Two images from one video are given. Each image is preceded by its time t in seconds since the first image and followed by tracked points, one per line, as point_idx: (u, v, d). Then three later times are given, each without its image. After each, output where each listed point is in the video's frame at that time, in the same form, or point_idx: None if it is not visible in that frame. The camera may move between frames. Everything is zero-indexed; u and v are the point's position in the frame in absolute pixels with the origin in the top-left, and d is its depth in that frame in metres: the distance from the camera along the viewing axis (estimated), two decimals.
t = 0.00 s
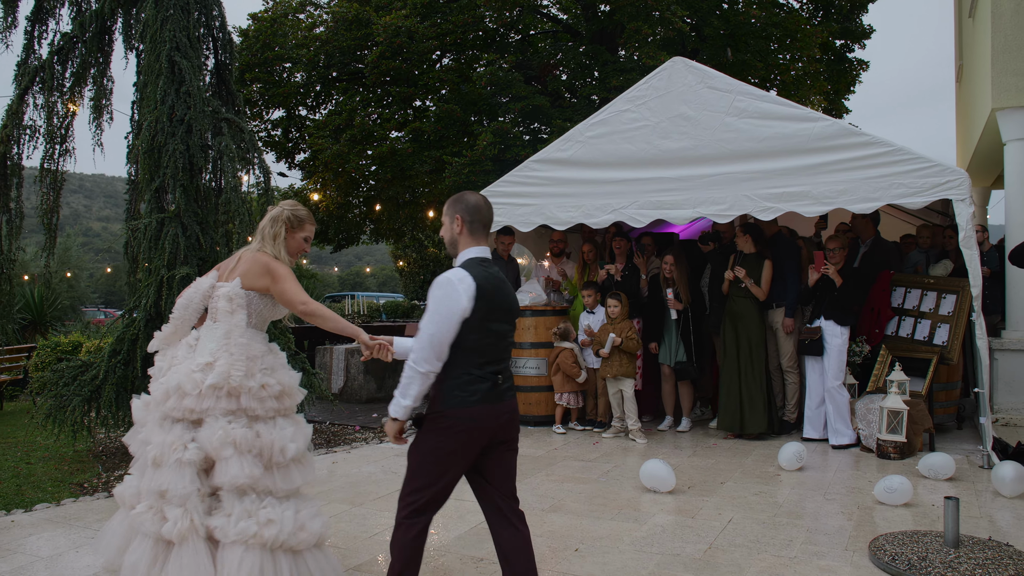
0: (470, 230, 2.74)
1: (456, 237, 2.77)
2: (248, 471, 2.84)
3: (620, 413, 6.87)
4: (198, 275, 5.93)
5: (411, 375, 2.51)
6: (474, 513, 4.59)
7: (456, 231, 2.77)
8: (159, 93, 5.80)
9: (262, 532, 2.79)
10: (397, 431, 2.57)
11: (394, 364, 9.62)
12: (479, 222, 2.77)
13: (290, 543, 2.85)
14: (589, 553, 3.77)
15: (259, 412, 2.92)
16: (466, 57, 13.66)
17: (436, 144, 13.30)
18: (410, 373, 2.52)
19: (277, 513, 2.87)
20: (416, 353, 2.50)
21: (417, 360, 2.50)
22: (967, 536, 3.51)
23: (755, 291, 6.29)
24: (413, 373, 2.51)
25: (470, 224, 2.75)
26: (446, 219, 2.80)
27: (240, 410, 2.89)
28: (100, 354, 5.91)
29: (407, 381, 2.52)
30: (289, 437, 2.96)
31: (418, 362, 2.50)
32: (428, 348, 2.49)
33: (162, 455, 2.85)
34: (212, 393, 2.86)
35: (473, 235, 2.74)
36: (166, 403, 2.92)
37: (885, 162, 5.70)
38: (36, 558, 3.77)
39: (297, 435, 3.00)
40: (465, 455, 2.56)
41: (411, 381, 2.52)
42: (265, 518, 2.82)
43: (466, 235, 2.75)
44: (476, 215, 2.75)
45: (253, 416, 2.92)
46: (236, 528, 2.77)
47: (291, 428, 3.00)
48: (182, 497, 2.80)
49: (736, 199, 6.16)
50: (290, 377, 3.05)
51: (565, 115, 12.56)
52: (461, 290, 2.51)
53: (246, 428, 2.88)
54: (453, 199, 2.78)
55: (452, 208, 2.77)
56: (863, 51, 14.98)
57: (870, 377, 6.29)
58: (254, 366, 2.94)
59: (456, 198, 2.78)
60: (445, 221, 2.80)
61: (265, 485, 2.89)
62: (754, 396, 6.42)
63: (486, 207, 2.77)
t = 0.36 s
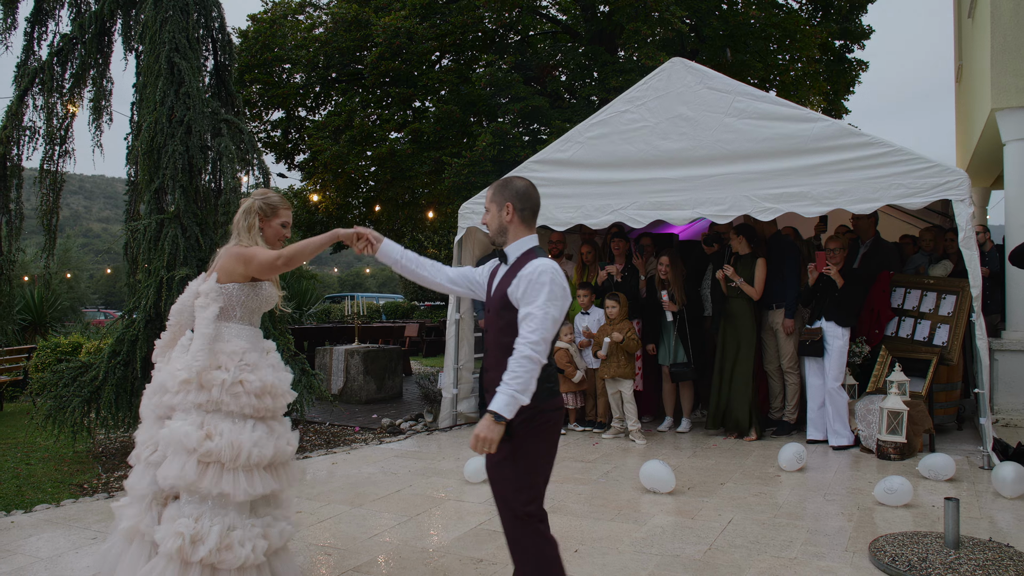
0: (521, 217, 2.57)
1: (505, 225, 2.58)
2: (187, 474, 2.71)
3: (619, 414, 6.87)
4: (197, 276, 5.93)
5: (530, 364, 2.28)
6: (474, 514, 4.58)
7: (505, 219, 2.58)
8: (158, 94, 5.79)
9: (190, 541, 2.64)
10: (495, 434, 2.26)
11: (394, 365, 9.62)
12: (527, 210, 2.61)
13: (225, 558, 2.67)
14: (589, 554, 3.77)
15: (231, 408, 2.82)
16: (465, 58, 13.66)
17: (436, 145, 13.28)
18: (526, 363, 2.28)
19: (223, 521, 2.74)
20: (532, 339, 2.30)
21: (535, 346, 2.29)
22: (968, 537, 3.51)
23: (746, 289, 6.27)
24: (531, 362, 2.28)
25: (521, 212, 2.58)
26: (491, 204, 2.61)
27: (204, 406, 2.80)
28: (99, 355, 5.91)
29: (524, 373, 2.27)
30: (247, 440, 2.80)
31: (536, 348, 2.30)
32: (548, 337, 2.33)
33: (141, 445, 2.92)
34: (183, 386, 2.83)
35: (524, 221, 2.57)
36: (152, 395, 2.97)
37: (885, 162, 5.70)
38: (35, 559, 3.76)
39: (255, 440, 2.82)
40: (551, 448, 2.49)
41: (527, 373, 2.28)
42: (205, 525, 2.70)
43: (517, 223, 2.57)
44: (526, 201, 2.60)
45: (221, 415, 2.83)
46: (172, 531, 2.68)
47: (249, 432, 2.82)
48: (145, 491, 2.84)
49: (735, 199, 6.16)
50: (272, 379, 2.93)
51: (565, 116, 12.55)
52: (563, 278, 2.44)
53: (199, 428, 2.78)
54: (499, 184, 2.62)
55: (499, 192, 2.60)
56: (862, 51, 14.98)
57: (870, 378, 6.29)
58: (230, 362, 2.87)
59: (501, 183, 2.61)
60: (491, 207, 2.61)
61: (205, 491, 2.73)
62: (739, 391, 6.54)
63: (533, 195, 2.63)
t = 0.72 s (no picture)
0: (550, 223, 2.57)
1: (535, 232, 2.59)
2: (178, 475, 2.74)
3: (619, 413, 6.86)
4: (198, 277, 5.93)
5: (584, 378, 2.25)
6: (475, 514, 4.58)
7: (535, 226, 2.59)
8: (159, 95, 5.79)
9: (182, 543, 2.66)
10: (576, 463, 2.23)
11: (395, 365, 9.63)
12: (556, 214, 2.61)
13: (210, 561, 2.66)
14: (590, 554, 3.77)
15: (226, 409, 2.81)
16: (465, 58, 13.66)
17: (437, 145, 13.28)
18: (581, 377, 2.25)
19: (213, 523, 2.72)
20: (581, 353, 2.27)
21: (585, 358, 2.27)
22: (970, 537, 3.51)
23: (761, 288, 6.24)
24: (585, 375, 2.26)
25: (551, 217, 2.58)
26: (520, 211, 2.62)
27: (202, 406, 2.81)
28: (100, 355, 5.91)
29: (581, 388, 2.25)
30: (240, 445, 2.77)
31: (586, 360, 2.27)
32: (597, 347, 2.30)
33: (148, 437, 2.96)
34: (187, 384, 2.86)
35: (553, 227, 2.57)
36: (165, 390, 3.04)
37: (886, 162, 5.70)
38: (38, 559, 3.77)
39: (248, 445, 2.79)
40: (598, 462, 2.48)
41: (584, 387, 2.25)
42: (198, 527, 2.70)
43: (547, 230, 2.58)
44: (556, 206, 2.59)
45: (219, 414, 2.84)
46: (164, 533, 2.70)
47: (241, 434, 2.80)
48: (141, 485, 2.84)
49: (736, 199, 6.15)
50: (270, 378, 2.90)
51: (566, 116, 12.55)
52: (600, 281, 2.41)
53: (192, 430, 2.79)
54: (526, 189, 2.61)
55: (527, 198, 2.60)
56: (863, 52, 14.98)
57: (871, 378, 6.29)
58: (226, 361, 2.86)
59: (528, 188, 2.61)
60: (519, 215, 2.62)
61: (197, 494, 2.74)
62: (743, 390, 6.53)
63: (563, 199, 2.61)
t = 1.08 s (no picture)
0: (518, 224, 2.69)
1: (503, 232, 2.70)
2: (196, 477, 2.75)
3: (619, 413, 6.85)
4: (199, 276, 5.94)
5: (493, 376, 2.38)
6: (475, 513, 4.58)
7: (503, 226, 2.70)
8: (160, 94, 5.80)
9: (188, 546, 2.67)
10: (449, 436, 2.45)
11: (396, 365, 9.63)
12: (525, 216, 2.73)
13: (219, 567, 2.66)
14: (591, 553, 3.77)
15: (250, 417, 2.78)
16: (467, 57, 13.67)
17: (438, 145, 13.28)
18: (491, 374, 2.38)
19: (224, 530, 2.70)
20: (499, 352, 2.39)
21: (501, 358, 2.39)
22: (971, 536, 3.50)
23: (776, 290, 6.15)
24: (496, 374, 2.38)
25: (519, 218, 2.70)
26: (488, 211, 2.74)
27: (228, 410, 2.81)
28: (102, 355, 5.93)
29: (489, 383, 2.38)
30: (252, 452, 2.72)
31: (501, 359, 2.39)
32: (515, 350, 2.40)
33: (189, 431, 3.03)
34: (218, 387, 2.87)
35: (520, 229, 2.70)
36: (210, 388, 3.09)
37: (888, 161, 5.69)
38: (39, 558, 3.78)
39: (263, 452, 2.72)
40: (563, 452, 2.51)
41: (493, 383, 2.38)
42: (207, 532, 2.70)
43: (515, 231, 2.70)
44: (525, 208, 2.71)
45: (243, 421, 2.81)
46: (175, 531, 2.71)
47: (259, 443, 2.75)
48: (167, 480, 2.87)
49: (738, 198, 6.13)
50: (296, 388, 2.81)
51: (567, 116, 12.54)
52: (542, 290, 2.49)
53: (214, 433, 2.79)
54: (498, 190, 2.72)
55: (496, 199, 2.71)
56: (865, 52, 14.97)
57: (873, 377, 6.28)
58: (254, 366, 2.84)
59: (500, 189, 2.72)
60: (488, 214, 2.74)
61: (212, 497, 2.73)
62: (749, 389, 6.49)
63: (531, 201, 2.73)
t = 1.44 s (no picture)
0: (472, 218, 2.60)
1: (456, 225, 2.61)
2: (287, 494, 2.53)
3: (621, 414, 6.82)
4: (202, 278, 5.96)
5: (504, 374, 2.33)
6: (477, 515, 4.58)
7: (456, 219, 2.61)
8: (163, 96, 5.82)
9: (283, 565, 2.47)
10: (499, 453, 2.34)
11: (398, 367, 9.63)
12: (479, 210, 2.63)
13: None
14: (594, 554, 3.76)
15: (356, 433, 2.57)
16: (468, 59, 13.70)
17: (441, 147, 13.30)
18: (502, 373, 2.34)
19: (322, 546, 2.51)
20: (496, 350, 2.34)
21: (504, 354, 2.35)
22: (975, 538, 3.50)
23: (785, 290, 6.23)
24: (506, 371, 2.34)
25: (472, 212, 2.60)
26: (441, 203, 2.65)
27: (329, 426, 2.57)
28: (105, 356, 5.94)
29: (503, 381, 2.34)
30: (359, 466, 2.53)
31: (505, 355, 2.35)
32: (511, 341, 2.38)
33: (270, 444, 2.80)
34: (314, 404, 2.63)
35: (473, 222, 2.60)
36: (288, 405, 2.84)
37: (891, 162, 5.69)
38: (42, 559, 3.78)
39: (371, 465, 2.54)
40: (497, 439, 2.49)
41: (506, 380, 2.34)
42: (302, 549, 2.50)
43: (467, 225, 2.60)
44: (477, 201, 2.61)
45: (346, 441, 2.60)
46: (266, 550, 2.51)
47: (366, 457, 2.55)
48: (241, 492, 2.69)
49: (740, 200, 6.12)
50: (402, 398, 2.64)
51: (569, 118, 12.55)
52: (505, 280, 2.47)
53: (310, 448, 2.56)
54: (450, 182, 2.63)
55: (449, 191, 2.62)
56: (867, 53, 14.98)
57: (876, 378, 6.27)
58: (356, 380, 2.61)
59: (453, 181, 2.63)
60: (440, 207, 2.65)
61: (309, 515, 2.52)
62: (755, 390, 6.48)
63: (485, 194, 2.62)
